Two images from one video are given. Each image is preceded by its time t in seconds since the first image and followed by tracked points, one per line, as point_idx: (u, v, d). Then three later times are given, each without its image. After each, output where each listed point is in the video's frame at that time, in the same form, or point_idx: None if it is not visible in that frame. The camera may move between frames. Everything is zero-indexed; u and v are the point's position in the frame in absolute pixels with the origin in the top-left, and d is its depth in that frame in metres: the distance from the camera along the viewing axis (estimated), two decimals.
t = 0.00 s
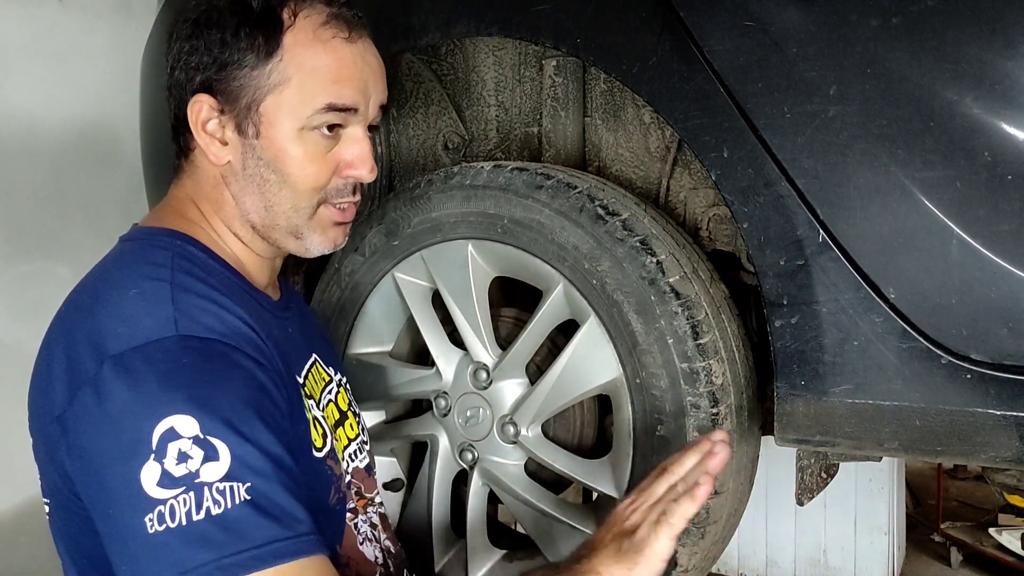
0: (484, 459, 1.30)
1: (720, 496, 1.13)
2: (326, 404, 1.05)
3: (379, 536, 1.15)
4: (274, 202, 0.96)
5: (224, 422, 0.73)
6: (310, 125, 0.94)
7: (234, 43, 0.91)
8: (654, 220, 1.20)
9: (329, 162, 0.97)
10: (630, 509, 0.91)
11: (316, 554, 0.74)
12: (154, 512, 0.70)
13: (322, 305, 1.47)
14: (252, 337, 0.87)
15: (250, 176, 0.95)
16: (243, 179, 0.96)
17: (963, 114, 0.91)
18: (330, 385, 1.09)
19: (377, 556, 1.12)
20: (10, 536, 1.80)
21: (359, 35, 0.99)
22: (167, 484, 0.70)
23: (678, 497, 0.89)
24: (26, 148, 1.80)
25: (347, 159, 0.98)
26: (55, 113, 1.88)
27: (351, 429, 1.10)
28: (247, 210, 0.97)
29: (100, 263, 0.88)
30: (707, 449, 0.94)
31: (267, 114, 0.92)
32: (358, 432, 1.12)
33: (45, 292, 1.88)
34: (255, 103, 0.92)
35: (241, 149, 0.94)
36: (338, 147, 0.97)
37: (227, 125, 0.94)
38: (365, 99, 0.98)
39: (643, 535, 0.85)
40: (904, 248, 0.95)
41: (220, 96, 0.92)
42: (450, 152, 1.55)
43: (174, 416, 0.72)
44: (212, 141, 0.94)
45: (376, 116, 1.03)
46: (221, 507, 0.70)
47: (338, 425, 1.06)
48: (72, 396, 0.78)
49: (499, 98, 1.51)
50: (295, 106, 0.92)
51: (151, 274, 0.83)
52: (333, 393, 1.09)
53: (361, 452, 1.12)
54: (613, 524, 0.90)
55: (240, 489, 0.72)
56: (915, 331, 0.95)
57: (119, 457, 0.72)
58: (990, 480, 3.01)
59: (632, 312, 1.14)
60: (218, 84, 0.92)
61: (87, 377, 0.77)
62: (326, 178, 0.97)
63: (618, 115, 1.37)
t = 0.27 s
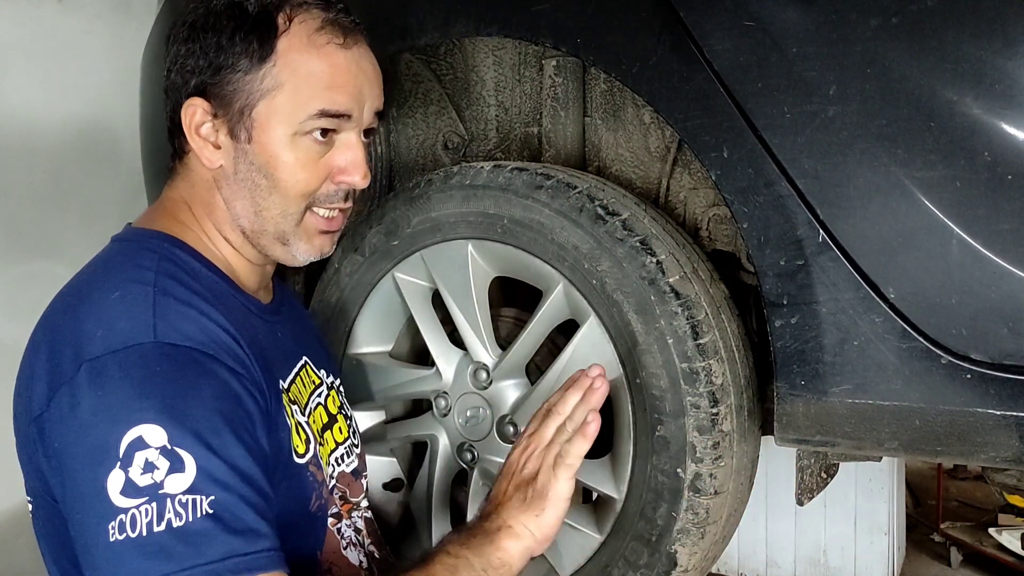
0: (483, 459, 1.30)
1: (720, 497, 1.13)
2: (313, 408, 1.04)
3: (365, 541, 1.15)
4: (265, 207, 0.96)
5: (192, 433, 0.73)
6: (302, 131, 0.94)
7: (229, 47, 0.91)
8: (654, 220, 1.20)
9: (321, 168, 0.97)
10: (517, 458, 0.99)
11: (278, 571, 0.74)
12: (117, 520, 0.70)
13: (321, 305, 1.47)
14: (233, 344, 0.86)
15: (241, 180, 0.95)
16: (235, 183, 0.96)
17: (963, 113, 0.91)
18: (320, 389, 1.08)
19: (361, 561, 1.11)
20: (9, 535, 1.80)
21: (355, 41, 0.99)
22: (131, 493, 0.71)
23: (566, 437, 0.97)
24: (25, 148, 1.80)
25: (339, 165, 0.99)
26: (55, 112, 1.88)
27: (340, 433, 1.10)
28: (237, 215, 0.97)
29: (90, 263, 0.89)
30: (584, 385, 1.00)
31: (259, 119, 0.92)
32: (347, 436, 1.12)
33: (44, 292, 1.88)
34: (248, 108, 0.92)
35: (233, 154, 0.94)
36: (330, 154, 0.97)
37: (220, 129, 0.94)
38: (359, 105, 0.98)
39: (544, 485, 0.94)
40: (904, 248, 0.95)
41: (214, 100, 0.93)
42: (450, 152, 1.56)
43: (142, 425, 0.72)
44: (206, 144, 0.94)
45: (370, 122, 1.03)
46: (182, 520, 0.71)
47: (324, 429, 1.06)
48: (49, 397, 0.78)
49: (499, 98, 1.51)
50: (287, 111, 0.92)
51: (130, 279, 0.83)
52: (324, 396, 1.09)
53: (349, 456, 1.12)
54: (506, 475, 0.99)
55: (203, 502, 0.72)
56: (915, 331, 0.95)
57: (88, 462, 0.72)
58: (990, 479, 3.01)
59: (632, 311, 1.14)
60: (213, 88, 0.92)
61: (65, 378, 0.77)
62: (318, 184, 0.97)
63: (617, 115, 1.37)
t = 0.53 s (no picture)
0: (484, 459, 1.30)
1: (720, 497, 1.13)
2: (306, 404, 1.04)
3: (358, 537, 1.14)
4: (247, 205, 0.96)
5: (188, 428, 0.73)
6: (279, 126, 0.94)
7: (202, 47, 0.92)
8: (654, 220, 1.20)
9: (302, 162, 0.96)
10: (568, 470, 0.90)
11: (274, 566, 0.73)
12: (114, 517, 0.70)
13: (321, 306, 1.48)
14: (227, 340, 0.87)
15: (222, 179, 0.96)
16: (217, 183, 0.96)
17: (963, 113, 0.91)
18: (312, 384, 1.09)
19: (355, 558, 1.10)
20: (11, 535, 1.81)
21: (328, 33, 0.99)
22: (126, 490, 0.70)
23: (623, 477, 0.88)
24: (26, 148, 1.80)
25: (319, 158, 0.98)
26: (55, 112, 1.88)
27: (332, 430, 1.10)
28: (221, 214, 0.98)
29: (83, 265, 0.89)
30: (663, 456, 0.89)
31: (235, 118, 0.92)
32: (338, 433, 1.12)
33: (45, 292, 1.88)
34: (224, 106, 0.92)
35: (214, 153, 0.95)
36: (309, 147, 0.97)
37: (200, 129, 0.94)
38: (336, 96, 0.98)
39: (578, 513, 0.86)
40: (904, 248, 0.95)
41: (191, 101, 0.93)
42: (450, 152, 1.55)
43: (138, 422, 0.72)
44: (186, 145, 0.95)
45: (350, 114, 1.03)
46: (176, 517, 0.70)
47: (318, 426, 1.05)
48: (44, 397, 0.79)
49: (499, 98, 1.51)
50: (263, 107, 0.92)
51: (124, 277, 0.83)
52: (314, 393, 1.08)
53: (342, 453, 1.11)
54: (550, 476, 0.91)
55: (197, 499, 0.72)
56: (915, 330, 0.95)
57: (84, 460, 0.72)
58: (990, 480, 3.01)
59: (632, 311, 1.14)
60: (188, 89, 0.93)
61: (60, 379, 0.77)
62: (299, 179, 0.97)
63: (617, 115, 1.37)
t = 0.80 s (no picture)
0: (483, 459, 1.30)
1: (720, 497, 1.13)
2: (305, 405, 1.04)
3: (358, 539, 1.12)
4: (243, 208, 0.97)
5: (185, 436, 0.73)
6: (277, 131, 0.94)
7: (201, 49, 0.91)
8: (654, 220, 1.20)
9: (299, 168, 0.97)
10: (556, 445, 0.92)
11: (280, 565, 0.76)
12: (115, 525, 0.70)
13: (321, 306, 1.48)
14: (222, 343, 0.87)
15: (218, 183, 0.96)
16: (213, 186, 0.96)
17: (963, 113, 0.91)
18: (312, 386, 1.08)
19: (354, 560, 1.09)
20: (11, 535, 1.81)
21: (328, 39, 0.99)
22: (127, 498, 0.71)
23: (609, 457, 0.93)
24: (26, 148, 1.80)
25: (316, 164, 0.98)
26: (55, 113, 1.88)
27: (332, 430, 1.09)
28: (217, 217, 0.98)
29: (75, 268, 0.88)
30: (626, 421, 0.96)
31: (233, 121, 0.92)
32: (338, 434, 1.11)
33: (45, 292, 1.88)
34: (223, 109, 0.92)
35: (211, 156, 0.95)
36: (307, 153, 0.97)
37: (197, 132, 0.94)
38: (334, 102, 0.98)
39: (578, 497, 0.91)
40: (904, 247, 0.95)
41: (189, 104, 0.93)
42: (449, 152, 1.55)
43: (136, 430, 0.72)
44: (183, 147, 0.95)
45: (348, 120, 1.03)
46: (181, 523, 0.71)
47: (317, 427, 1.05)
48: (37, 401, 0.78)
49: (499, 98, 1.51)
50: (261, 112, 0.92)
51: (117, 282, 0.83)
52: (314, 394, 1.08)
53: (342, 453, 1.10)
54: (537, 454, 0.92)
55: (201, 505, 0.73)
56: (915, 331, 0.95)
57: (81, 467, 0.72)
58: (990, 480, 3.01)
59: (632, 311, 1.14)
60: (186, 91, 0.92)
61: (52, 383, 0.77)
62: (295, 184, 0.97)
63: (617, 115, 1.37)
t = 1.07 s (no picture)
0: (483, 459, 1.30)
1: (720, 497, 1.13)
2: (315, 404, 1.04)
3: (368, 536, 1.14)
4: (250, 206, 0.97)
5: (206, 433, 0.74)
6: (282, 128, 0.94)
7: (204, 49, 0.92)
8: (654, 220, 1.20)
9: (305, 164, 0.96)
10: (598, 458, 0.91)
11: (303, 560, 0.77)
12: (139, 523, 0.71)
13: (322, 305, 1.48)
14: (235, 339, 0.87)
15: (225, 181, 0.96)
16: (220, 185, 0.96)
17: (963, 113, 0.91)
18: (320, 385, 1.07)
19: (365, 557, 1.11)
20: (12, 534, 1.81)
21: (330, 34, 0.99)
22: (151, 496, 0.71)
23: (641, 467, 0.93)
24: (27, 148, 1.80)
25: (323, 160, 0.98)
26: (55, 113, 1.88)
27: (340, 428, 1.09)
28: (226, 215, 0.98)
29: (87, 267, 0.88)
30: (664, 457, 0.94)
31: (238, 120, 0.93)
32: (346, 432, 1.10)
33: (45, 292, 1.88)
34: (227, 108, 0.92)
35: (217, 155, 0.95)
36: (313, 149, 0.97)
37: (202, 131, 0.95)
38: (338, 98, 0.98)
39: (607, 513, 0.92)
40: (904, 247, 0.95)
41: (192, 103, 0.94)
42: (449, 152, 1.55)
43: (157, 428, 0.72)
44: (189, 146, 0.95)
45: (353, 116, 1.03)
46: (205, 520, 0.72)
47: (327, 426, 1.05)
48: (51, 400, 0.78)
49: (499, 98, 1.51)
50: (265, 109, 0.92)
51: (130, 280, 0.83)
52: (323, 393, 1.08)
53: (350, 452, 1.10)
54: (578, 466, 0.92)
55: (224, 501, 0.73)
56: (915, 331, 0.95)
57: (102, 465, 0.72)
58: (991, 480, 3.01)
59: (632, 311, 1.14)
60: (191, 91, 0.93)
61: (67, 382, 0.77)
62: (302, 181, 0.97)
63: (617, 115, 1.37)
